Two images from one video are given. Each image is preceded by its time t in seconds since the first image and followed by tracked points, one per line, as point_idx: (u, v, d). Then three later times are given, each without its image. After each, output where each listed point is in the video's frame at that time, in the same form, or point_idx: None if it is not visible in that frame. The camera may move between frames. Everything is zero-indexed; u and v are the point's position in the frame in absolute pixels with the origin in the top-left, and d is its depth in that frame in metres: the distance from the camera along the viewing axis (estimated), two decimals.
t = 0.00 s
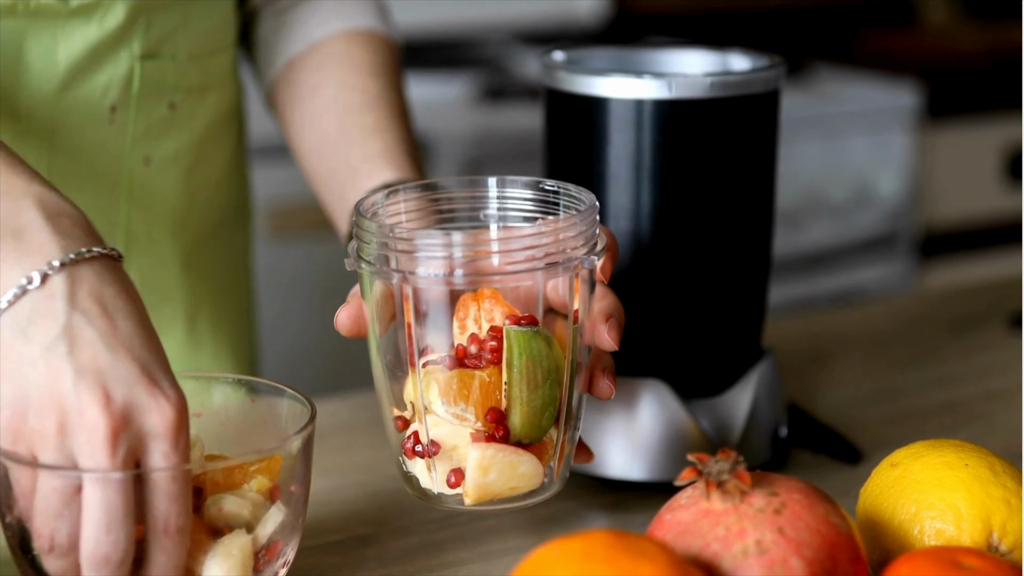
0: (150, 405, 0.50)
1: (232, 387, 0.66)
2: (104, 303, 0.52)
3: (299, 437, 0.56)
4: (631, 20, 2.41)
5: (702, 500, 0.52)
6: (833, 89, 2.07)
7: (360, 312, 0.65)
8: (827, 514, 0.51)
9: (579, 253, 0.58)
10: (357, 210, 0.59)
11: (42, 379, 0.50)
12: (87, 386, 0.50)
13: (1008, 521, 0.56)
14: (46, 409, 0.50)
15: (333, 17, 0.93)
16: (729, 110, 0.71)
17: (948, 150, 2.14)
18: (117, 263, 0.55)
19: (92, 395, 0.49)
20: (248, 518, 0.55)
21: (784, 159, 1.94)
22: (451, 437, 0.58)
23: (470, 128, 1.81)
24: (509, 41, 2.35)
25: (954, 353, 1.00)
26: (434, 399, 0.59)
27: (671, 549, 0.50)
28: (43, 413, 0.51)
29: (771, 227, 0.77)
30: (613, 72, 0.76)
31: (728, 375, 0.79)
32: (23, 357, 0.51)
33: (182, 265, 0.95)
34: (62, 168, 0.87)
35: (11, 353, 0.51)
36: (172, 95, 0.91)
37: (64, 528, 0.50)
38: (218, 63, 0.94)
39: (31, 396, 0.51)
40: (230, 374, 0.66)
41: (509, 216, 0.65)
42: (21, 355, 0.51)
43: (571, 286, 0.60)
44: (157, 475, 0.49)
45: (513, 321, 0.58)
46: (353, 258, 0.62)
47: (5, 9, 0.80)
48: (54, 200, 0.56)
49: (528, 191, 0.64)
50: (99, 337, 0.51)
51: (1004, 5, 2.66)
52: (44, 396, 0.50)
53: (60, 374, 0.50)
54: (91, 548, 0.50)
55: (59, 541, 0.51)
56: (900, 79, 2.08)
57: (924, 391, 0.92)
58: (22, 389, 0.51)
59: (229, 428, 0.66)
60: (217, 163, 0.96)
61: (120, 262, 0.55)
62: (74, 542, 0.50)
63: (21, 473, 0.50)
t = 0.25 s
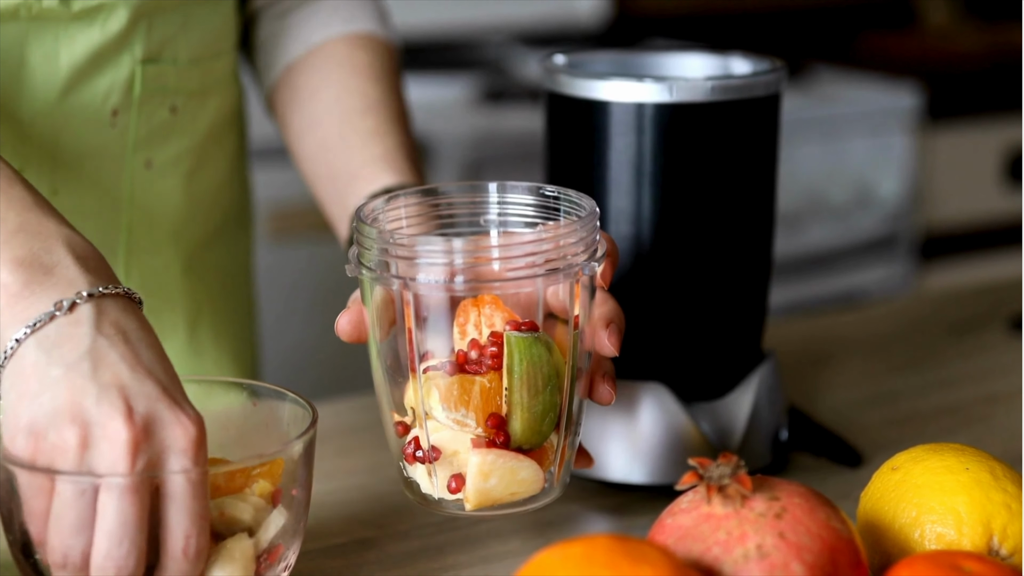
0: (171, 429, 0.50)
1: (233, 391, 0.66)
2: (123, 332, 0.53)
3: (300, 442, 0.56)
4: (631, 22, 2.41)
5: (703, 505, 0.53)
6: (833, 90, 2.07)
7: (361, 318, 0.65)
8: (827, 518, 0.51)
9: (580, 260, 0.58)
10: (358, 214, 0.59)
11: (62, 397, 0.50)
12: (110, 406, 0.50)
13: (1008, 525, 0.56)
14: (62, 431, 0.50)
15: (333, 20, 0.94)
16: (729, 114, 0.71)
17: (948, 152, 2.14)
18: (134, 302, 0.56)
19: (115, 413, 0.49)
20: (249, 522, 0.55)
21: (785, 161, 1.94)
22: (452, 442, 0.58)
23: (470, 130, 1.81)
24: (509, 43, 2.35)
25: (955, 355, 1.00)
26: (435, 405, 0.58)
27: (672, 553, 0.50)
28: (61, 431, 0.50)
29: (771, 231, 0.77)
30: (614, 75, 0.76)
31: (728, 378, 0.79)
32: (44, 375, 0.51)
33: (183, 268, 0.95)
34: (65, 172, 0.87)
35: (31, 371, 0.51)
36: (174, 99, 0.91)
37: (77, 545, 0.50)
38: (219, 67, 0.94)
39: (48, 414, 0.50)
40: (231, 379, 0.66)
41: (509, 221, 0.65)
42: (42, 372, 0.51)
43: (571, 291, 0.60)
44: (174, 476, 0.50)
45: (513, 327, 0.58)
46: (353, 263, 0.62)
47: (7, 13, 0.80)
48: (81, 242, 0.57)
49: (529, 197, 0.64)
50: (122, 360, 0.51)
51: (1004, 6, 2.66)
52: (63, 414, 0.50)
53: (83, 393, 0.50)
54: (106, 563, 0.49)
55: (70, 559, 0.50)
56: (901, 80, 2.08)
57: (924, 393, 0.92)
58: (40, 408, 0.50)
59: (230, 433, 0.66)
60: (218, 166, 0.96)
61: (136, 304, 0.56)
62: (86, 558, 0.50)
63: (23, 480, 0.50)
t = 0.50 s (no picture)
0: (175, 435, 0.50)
1: (233, 393, 0.66)
2: (118, 345, 0.53)
3: (300, 444, 0.57)
4: (631, 23, 2.41)
5: (702, 507, 0.53)
6: (833, 92, 2.07)
7: (360, 321, 0.65)
8: (826, 521, 0.52)
9: (579, 262, 0.59)
10: (358, 217, 0.59)
11: (62, 410, 0.50)
12: (112, 415, 0.50)
13: (1007, 527, 0.56)
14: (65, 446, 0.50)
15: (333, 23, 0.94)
16: (729, 117, 0.71)
17: (948, 153, 2.14)
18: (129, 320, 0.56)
19: (118, 421, 0.50)
20: (249, 523, 0.55)
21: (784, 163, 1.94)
22: (450, 445, 0.59)
23: (470, 132, 1.81)
24: (509, 44, 2.35)
25: (953, 358, 1.00)
26: (433, 407, 0.59)
27: (671, 556, 0.50)
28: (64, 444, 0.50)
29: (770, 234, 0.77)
30: (613, 78, 0.76)
31: (728, 380, 0.79)
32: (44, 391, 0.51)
33: (182, 270, 0.95)
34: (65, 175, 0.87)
35: (32, 389, 0.51)
36: (173, 102, 0.91)
37: (90, 557, 0.50)
38: (219, 70, 0.94)
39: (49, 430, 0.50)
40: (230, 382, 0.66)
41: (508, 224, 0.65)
42: (40, 390, 0.51)
43: (571, 294, 0.60)
44: (179, 480, 0.50)
45: (512, 329, 0.58)
46: (353, 266, 0.62)
47: (6, 16, 0.81)
48: (78, 262, 0.58)
49: (528, 200, 0.64)
50: (121, 370, 0.52)
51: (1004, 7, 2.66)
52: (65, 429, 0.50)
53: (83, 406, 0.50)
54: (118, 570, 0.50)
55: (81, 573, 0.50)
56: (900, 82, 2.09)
57: (923, 396, 0.92)
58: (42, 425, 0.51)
59: (229, 436, 0.66)
60: (217, 169, 0.96)
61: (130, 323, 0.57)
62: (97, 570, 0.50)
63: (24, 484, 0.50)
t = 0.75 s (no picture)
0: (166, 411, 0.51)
1: (230, 396, 0.66)
2: (104, 335, 0.54)
3: (295, 448, 0.57)
4: (629, 25, 2.41)
5: (697, 511, 0.53)
6: (830, 94, 2.07)
7: (350, 324, 0.65)
8: (820, 525, 0.52)
9: (569, 265, 0.59)
10: (347, 219, 0.59)
11: (52, 398, 0.50)
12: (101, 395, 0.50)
13: (1001, 531, 0.56)
14: (54, 435, 0.50)
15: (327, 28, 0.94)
16: (724, 121, 0.72)
17: (946, 155, 2.14)
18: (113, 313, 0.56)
19: (108, 400, 0.50)
20: (246, 526, 0.55)
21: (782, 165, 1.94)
22: (439, 447, 0.59)
23: (468, 134, 1.81)
24: (508, 46, 2.36)
25: (950, 360, 1.00)
26: (422, 410, 0.59)
27: (665, 560, 0.51)
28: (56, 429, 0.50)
29: (764, 238, 0.77)
30: (609, 82, 0.76)
31: (723, 384, 0.79)
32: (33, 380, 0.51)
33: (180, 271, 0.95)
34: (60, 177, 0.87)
35: (20, 380, 0.51)
36: (169, 104, 0.91)
37: (86, 540, 0.50)
38: (215, 73, 0.94)
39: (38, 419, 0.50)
40: (228, 386, 0.66)
41: (500, 228, 0.65)
42: (26, 380, 0.51)
43: (561, 297, 0.60)
44: (174, 484, 0.50)
45: (502, 333, 0.58)
46: (342, 269, 0.63)
47: (3, 19, 0.81)
48: (59, 261, 0.58)
49: (519, 203, 0.64)
50: (108, 354, 0.52)
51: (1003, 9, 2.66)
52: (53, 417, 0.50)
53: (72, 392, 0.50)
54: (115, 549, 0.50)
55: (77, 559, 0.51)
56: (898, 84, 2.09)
57: (919, 399, 0.92)
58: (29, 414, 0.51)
59: (226, 439, 0.66)
60: (213, 172, 0.96)
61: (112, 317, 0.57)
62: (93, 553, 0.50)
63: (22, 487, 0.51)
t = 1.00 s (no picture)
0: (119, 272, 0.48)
1: (228, 393, 0.66)
2: (72, 210, 0.51)
3: (294, 446, 0.57)
4: (628, 23, 2.41)
5: (694, 508, 0.53)
6: (829, 93, 2.07)
7: (351, 327, 0.65)
8: (817, 521, 0.52)
9: (568, 267, 0.59)
10: (347, 222, 0.59)
11: (14, 272, 0.49)
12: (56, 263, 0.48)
13: (998, 528, 0.56)
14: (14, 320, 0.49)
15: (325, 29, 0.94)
16: (722, 118, 0.72)
17: (945, 154, 2.15)
18: (91, 190, 0.53)
19: (65, 268, 0.48)
20: (243, 523, 0.55)
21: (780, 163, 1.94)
22: (439, 450, 0.59)
23: (466, 133, 1.81)
24: (507, 45, 2.36)
25: (948, 358, 1.00)
26: (421, 413, 0.59)
27: (663, 556, 0.51)
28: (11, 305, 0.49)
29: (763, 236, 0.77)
30: (608, 79, 0.76)
31: (722, 380, 0.79)
32: None
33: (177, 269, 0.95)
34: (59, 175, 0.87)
35: None
36: (168, 102, 0.91)
37: (64, 407, 0.48)
38: (215, 71, 0.95)
39: None
40: (224, 382, 0.66)
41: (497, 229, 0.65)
42: None
43: (560, 299, 0.61)
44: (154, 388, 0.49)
45: (501, 335, 0.58)
46: (341, 271, 0.63)
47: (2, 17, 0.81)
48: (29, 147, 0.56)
49: (516, 205, 0.64)
50: (69, 230, 0.49)
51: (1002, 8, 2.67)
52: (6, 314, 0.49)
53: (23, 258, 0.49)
54: (94, 419, 0.48)
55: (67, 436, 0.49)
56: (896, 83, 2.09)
57: (917, 396, 0.92)
58: None
59: (225, 433, 0.67)
60: (212, 170, 0.96)
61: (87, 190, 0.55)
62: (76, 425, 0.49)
63: (20, 480, 0.54)
